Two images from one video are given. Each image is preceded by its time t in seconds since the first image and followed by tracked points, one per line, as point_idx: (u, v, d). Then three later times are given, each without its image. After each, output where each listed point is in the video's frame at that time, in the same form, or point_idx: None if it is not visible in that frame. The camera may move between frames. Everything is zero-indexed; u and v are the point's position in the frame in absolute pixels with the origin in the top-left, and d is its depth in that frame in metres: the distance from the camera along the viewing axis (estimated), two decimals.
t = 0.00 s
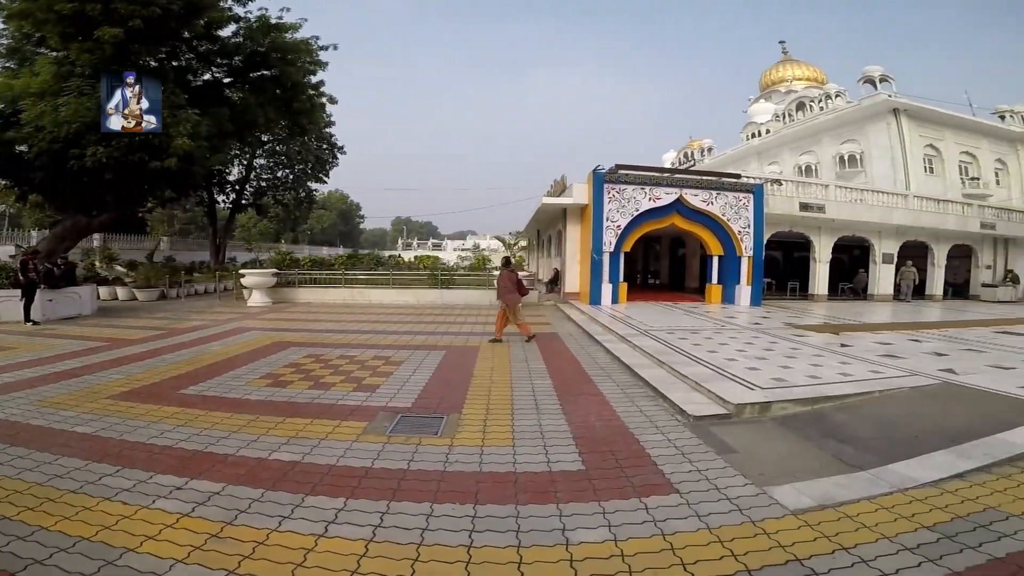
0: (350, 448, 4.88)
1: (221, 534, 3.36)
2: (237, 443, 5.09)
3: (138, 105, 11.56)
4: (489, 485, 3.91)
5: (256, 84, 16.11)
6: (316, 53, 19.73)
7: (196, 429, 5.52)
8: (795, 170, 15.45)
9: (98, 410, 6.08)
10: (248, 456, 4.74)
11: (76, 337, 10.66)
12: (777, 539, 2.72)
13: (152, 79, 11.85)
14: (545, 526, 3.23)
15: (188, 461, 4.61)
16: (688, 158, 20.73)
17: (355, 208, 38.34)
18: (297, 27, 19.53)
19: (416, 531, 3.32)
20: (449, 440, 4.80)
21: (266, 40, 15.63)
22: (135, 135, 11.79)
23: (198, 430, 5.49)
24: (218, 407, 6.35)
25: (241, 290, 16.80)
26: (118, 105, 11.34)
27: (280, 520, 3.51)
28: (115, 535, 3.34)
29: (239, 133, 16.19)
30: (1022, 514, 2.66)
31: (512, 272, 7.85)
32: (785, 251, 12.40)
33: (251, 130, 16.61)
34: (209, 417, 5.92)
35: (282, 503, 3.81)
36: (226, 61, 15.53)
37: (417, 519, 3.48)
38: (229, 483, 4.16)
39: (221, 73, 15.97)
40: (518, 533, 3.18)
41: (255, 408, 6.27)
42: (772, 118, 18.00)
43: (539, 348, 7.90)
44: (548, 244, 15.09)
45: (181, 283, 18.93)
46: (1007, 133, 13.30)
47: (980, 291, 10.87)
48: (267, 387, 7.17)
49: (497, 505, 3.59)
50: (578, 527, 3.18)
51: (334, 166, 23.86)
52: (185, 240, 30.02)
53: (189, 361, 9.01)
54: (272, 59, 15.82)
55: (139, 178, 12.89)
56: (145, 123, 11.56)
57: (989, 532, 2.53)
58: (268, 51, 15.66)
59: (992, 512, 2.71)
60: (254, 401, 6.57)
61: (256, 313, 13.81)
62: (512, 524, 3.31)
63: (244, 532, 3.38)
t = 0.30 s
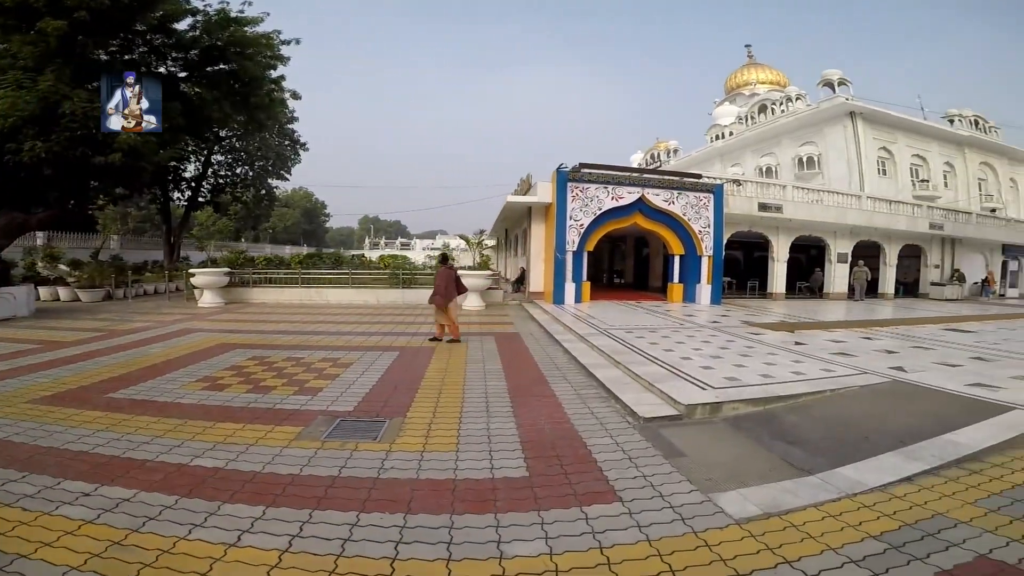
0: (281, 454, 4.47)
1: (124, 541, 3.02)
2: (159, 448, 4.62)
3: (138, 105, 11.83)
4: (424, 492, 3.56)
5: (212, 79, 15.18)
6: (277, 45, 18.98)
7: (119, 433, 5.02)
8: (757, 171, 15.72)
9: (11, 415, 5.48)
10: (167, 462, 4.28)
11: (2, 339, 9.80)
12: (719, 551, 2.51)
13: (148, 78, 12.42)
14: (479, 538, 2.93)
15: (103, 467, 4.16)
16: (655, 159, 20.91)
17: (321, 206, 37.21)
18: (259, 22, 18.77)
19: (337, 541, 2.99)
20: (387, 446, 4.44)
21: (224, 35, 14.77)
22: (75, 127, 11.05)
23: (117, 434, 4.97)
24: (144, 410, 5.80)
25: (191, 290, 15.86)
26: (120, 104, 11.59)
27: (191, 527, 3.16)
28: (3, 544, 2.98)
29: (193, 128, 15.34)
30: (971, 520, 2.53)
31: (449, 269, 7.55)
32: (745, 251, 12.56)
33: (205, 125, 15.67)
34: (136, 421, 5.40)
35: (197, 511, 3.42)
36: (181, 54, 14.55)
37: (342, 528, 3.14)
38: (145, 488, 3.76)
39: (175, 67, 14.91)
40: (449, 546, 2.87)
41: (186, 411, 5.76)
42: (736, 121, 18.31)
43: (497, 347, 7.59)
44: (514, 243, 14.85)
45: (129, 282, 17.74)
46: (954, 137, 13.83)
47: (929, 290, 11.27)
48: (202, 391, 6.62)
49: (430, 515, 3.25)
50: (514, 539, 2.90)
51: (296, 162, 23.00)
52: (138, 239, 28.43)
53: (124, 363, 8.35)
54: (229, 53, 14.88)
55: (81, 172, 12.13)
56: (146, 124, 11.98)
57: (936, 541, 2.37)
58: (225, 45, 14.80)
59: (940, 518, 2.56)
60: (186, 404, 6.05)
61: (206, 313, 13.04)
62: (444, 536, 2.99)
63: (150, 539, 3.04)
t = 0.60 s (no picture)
0: (218, 463, 4.14)
1: (37, 550, 2.79)
2: (91, 456, 4.26)
3: (137, 106, 13.11)
4: (362, 506, 3.31)
5: (181, 76, 15.73)
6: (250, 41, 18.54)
7: (50, 440, 4.63)
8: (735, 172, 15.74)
9: None
10: (96, 470, 3.95)
11: None
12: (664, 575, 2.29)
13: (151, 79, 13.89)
14: (413, 556, 2.68)
15: (23, 476, 3.81)
16: (635, 160, 20.87)
17: (300, 205, 36.45)
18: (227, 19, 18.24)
19: (261, 555, 2.75)
20: (332, 456, 4.16)
21: (193, 32, 15.26)
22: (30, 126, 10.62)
23: (47, 442, 4.58)
24: (81, 416, 5.40)
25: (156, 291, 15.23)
26: (117, 104, 12.81)
27: (110, 537, 2.92)
28: None
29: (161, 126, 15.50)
30: (932, 538, 2.34)
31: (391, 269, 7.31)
32: (721, 251, 12.53)
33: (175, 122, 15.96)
34: (71, 428, 5.01)
35: (117, 521, 3.15)
36: (148, 52, 15.00)
37: (268, 542, 2.89)
38: (68, 497, 3.47)
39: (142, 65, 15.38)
40: (379, 563, 2.63)
41: (126, 418, 5.36)
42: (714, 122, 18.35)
43: (465, 349, 7.30)
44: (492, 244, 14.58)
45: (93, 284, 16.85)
46: (926, 139, 14.01)
47: (901, 290, 11.34)
48: (148, 397, 6.22)
49: (364, 530, 2.99)
50: (451, 558, 2.65)
51: (271, 161, 22.40)
52: (108, 239, 27.34)
53: (72, 367, 7.87)
54: (198, 50, 15.35)
55: (39, 171, 11.72)
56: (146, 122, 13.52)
57: (895, 562, 2.17)
58: (193, 41, 15.14)
59: (901, 537, 2.37)
60: (128, 411, 5.64)
61: (170, 315, 12.52)
62: (375, 553, 2.74)
63: (65, 549, 2.82)
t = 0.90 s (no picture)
0: (148, 467, 3.86)
1: None
2: (10, 461, 3.90)
3: (136, 106, 14.61)
4: (289, 513, 3.07)
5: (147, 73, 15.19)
6: (220, 37, 18.05)
7: None
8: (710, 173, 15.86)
9: None
10: (15, 474, 3.64)
11: None
12: None
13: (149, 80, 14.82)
14: (333, 566, 2.47)
15: None
16: (614, 160, 20.88)
17: (276, 204, 35.66)
18: (204, 14, 17.52)
19: (172, 559, 2.60)
20: (267, 462, 3.90)
21: (160, 29, 14.88)
22: None
23: None
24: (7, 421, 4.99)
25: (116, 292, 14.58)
26: (120, 106, 14.31)
27: (15, 542, 2.73)
28: None
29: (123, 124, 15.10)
30: (882, 553, 2.16)
31: (329, 270, 7.01)
32: (696, 251, 12.59)
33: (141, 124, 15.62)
34: None
35: (29, 524, 2.95)
36: (114, 48, 14.65)
37: (182, 546, 2.72)
38: None
39: (108, 61, 15.04)
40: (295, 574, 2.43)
41: (56, 422, 4.97)
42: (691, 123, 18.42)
43: (430, 348, 7.04)
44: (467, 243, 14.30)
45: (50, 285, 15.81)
46: (894, 140, 14.25)
47: (869, 289, 11.45)
48: (87, 400, 5.81)
49: (287, 538, 2.78)
50: (374, 570, 2.44)
51: (242, 159, 21.78)
52: (71, 239, 26.20)
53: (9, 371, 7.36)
54: (161, 45, 14.87)
55: None
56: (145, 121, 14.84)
57: None
58: (158, 38, 14.78)
59: (849, 551, 2.20)
60: (60, 414, 5.23)
61: (128, 317, 11.94)
62: (293, 563, 2.53)
63: None
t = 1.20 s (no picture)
0: (89, 468, 3.66)
1: None
2: None
3: (136, 106, 14.06)
4: (222, 516, 2.91)
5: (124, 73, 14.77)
6: (199, 37, 17.74)
7: None
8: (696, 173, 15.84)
9: None
10: None
11: None
12: None
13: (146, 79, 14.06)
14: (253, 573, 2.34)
15: None
16: (601, 160, 20.79)
17: (262, 205, 35.14)
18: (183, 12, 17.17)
19: (94, 559, 2.50)
20: (211, 465, 3.71)
21: (137, 28, 14.56)
22: None
23: None
24: None
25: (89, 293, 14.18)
26: (120, 106, 13.90)
27: None
28: None
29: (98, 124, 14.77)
30: (830, 573, 2.01)
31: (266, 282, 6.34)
32: (680, 252, 12.50)
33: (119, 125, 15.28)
34: None
35: None
36: (90, 47, 14.31)
37: (105, 547, 2.60)
38: None
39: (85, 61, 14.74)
40: None
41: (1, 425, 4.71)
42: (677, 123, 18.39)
43: (402, 349, 6.83)
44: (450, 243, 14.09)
45: (21, 286, 15.24)
46: (876, 141, 14.28)
47: (851, 289, 11.41)
48: (38, 403, 5.54)
49: (214, 541, 2.64)
50: None
51: (224, 158, 21.40)
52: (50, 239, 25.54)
53: None
54: (138, 45, 14.56)
55: None
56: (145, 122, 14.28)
57: None
58: (134, 37, 14.45)
59: (797, 569, 2.05)
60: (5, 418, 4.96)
61: (99, 319, 11.57)
62: (213, 566, 2.42)
63: None
